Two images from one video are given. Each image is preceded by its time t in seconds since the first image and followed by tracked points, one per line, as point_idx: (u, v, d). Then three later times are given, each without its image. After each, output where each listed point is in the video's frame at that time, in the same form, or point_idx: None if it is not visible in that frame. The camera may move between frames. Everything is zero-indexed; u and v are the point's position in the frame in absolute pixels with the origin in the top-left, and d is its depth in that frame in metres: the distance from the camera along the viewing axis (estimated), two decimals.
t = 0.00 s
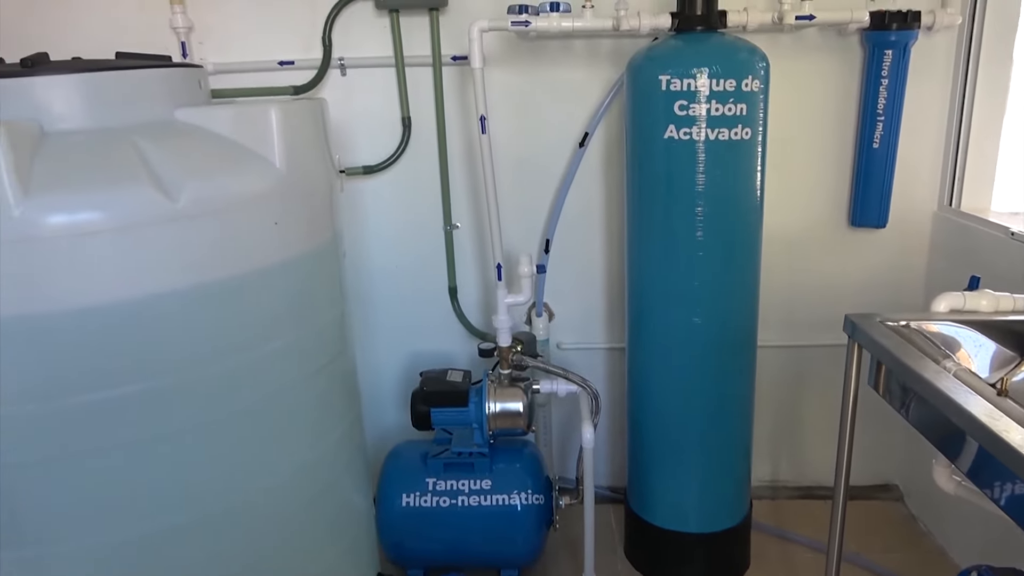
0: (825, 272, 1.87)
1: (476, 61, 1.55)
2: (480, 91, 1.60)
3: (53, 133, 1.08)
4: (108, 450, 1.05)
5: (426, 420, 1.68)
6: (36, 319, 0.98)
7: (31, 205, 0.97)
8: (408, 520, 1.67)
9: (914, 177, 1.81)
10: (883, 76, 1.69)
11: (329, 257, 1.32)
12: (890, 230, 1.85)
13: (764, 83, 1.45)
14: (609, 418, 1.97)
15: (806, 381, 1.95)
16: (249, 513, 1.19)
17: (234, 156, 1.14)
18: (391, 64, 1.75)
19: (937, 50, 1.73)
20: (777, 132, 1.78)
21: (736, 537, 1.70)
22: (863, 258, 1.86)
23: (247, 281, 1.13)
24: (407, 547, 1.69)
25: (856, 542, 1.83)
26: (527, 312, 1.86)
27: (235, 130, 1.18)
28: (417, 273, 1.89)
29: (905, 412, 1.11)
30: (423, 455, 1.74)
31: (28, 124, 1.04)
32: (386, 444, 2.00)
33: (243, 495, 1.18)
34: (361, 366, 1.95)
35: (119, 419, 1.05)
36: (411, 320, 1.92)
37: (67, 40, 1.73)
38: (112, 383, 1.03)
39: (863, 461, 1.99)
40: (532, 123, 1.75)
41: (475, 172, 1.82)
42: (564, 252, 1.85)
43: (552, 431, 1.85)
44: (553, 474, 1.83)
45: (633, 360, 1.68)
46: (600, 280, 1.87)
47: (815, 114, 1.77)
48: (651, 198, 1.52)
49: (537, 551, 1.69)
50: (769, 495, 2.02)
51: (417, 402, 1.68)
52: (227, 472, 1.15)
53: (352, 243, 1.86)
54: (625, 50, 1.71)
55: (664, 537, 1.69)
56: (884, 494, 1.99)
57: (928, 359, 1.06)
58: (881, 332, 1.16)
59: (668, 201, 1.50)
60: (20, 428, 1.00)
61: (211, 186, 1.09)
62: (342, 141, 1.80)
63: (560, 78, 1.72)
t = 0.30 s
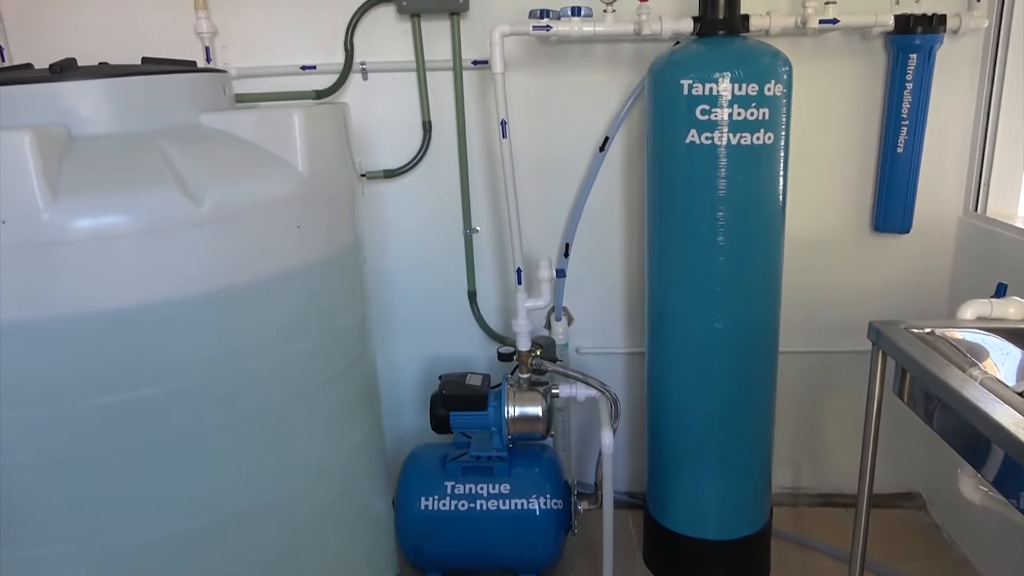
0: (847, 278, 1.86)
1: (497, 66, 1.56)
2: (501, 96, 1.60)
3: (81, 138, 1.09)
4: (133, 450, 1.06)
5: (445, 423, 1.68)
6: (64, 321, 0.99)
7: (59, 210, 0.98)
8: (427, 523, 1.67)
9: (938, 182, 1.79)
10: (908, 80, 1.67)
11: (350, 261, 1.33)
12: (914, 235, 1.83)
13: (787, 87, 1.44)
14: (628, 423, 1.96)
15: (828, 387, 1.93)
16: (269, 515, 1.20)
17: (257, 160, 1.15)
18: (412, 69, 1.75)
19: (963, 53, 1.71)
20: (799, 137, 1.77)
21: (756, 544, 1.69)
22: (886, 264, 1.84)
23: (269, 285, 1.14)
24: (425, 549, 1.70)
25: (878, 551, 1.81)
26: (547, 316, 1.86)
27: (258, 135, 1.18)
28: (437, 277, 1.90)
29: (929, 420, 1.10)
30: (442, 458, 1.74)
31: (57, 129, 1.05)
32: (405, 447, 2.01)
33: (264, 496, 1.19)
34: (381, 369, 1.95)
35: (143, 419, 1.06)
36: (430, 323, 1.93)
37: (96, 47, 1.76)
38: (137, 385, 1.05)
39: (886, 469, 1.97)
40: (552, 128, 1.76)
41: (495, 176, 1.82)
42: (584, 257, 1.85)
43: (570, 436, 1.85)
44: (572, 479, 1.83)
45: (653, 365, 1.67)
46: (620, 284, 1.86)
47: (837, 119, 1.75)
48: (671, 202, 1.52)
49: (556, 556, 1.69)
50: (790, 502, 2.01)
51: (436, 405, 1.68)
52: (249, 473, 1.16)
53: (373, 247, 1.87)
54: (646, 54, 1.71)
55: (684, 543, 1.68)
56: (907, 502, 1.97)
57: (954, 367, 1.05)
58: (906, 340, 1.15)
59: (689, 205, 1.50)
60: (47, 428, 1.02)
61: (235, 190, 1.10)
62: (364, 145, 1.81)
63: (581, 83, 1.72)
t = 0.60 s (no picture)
0: (877, 283, 1.82)
1: (521, 66, 1.54)
2: (526, 96, 1.59)
3: (107, 136, 1.10)
4: (155, 449, 1.06)
5: (467, 425, 1.67)
6: (89, 320, 0.99)
7: (85, 209, 0.98)
8: (447, 526, 1.67)
9: (972, 187, 1.75)
10: (941, 82, 1.63)
11: (373, 262, 1.32)
12: (946, 241, 1.79)
13: (817, 88, 1.41)
14: (651, 428, 1.94)
15: (857, 394, 1.90)
16: (289, 516, 1.20)
17: (282, 160, 1.15)
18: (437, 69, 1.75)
19: (999, 54, 1.67)
20: (829, 139, 1.74)
21: (781, 553, 1.66)
22: (917, 270, 1.81)
23: (291, 285, 1.13)
24: (445, 552, 1.69)
25: (906, 563, 1.77)
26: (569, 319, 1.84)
27: (283, 135, 1.18)
28: (460, 278, 1.89)
29: (962, 431, 1.06)
30: (463, 460, 1.73)
31: (84, 128, 1.06)
32: (426, 449, 2.00)
33: (284, 497, 1.19)
34: (402, 370, 1.95)
35: (164, 418, 1.06)
36: (452, 324, 1.92)
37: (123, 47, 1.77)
38: (160, 384, 1.05)
39: (915, 479, 1.93)
40: (577, 130, 1.74)
41: (519, 178, 1.81)
42: (608, 259, 1.83)
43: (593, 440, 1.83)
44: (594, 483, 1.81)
45: (677, 369, 1.65)
46: (644, 287, 1.84)
47: (868, 122, 1.72)
48: (698, 205, 1.50)
49: (576, 561, 1.67)
50: (816, 511, 1.98)
51: (458, 407, 1.67)
52: (270, 474, 1.16)
53: (396, 248, 1.87)
54: (673, 55, 1.68)
55: (707, 550, 1.66)
56: (937, 513, 1.93)
57: (990, 376, 1.02)
58: (941, 348, 1.12)
59: (716, 208, 1.48)
60: (70, 427, 1.02)
61: (259, 190, 1.09)
62: (387, 146, 1.81)
63: (606, 84, 1.71)
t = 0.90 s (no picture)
0: (933, 297, 1.74)
1: (563, 69, 1.51)
2: (567, 100, 1.56)
3: (146, 140, 1.10)
4: (189, 455, 1.05)
5: (502, 435, 1.64)
6: (125, 324, 0.99)
7: (121, 213, 0.97)
8: (481, 536, 1.64)
9: None
10: (1007, 87, 1.55)
11: (410, 268, 1.30)
12: (1008, 253, 1.70)
13: (873, 94, 1.35)
14: (692, 441, 1.89)
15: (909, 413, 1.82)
16: (320, 524, 1.18)
17: (318, 164, 1.14)
18: (478, 72, 1.72)
19: None
20: (883, 145, 1.67)
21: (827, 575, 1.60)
22: (976, 283, 1.72)
23: (326, 292, 1.12)
24: (479, 562, 1.66)
25: None
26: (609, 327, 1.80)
27: (320, 140, 1.17)
28: (498, 284, 1.86)
29: None
30: (497, 470, 1.71)
31: (123, 131, 1.06)
32: (462, 455, 1.98)
33: (315, 505, 1.17)
34: (439, 375, 1.93)
35: (196, 424, 1.05)
36: (489, 330, 1.90)
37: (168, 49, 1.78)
38: (192, 389, 1.04)
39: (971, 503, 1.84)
40: (620, 134, 1.70)
41: (559, 183, 1.77)
42: (650, 268, 1.78)
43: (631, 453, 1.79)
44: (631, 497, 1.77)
45: (721, 382, 1.60)
46: (687, 297, 1.79)
47: (926, 128, 1.64)
48: (745, 214, 1.45)
49: None
50: (863, 533, 1.90)
51: (493, 416, 1.64)
52: (302, 482, 1.14)
53: (434, 252, 1.85)
54: (720, 58, 1.63)
55: (748, 570, 1.61)
56: (993, 540, 1.84)
57: None
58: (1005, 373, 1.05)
59: (763, 216, 1.42)
60: (103, 430, 1.02)
61: (294, 195, 1.08)
62: (427, 149, 1.79)
63: (651, 88, 1.66)
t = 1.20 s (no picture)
0: None
1: (634, 66, 1.45)
2: (638, 98, 1.50)
3: (212, 138, 1.11)
4: (248, 453, 1.06)
5: (565, 441, 1.61)
6: (187, 322, 1.00)
7: (184, 211, 0.98)
8: (540, 544, 1.61)
9: None
10: None
11: (472, 271, 1.28)
12: None
13: (972, 90, 1.25)
14: (765, 454, 1.81)
15: (1005, 434, 1.69)
16: (376, 529, 1.17)
17: (381, 166, 1.12)
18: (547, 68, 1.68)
19: None
20: (983, 145, 1.54)
21: None
22: None
23: (386, 295, 1.11)
24: (538, 570, 1.63)
25: None
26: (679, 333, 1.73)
27: (382, 141, 1.15)
28: (565, 285, 1.82)
29: None
30: (560, 477, 1.67)
31: (189, 130, 1.06)
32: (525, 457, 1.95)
33: (372, 509, 1.16)
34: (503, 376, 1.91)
35: (254, 424, 1.05)
36: (555, 333, 1.86)
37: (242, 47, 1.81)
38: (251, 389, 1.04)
39: None
40: (694, 134, 1.63)
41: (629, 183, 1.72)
42: (723, 272, 1.71)
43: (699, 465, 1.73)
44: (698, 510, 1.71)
45: (797, 394, 1.52)
46: (762, 304, 1.71)
47: None
48: (827, 219, 1.36)
49: None
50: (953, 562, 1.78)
51: (556, 422, 1.61)
52: (358, 486, 1.14)
53: (500, 252, 1.82)
54: (803, 53, 1.54)
55: None
56: None
57: None
58: None
59: (847, 221, 1.33)
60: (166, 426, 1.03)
61: (354, 197, 1.06)
62: (494, 146, 1.76)
63: (727, 85, 1.59)
